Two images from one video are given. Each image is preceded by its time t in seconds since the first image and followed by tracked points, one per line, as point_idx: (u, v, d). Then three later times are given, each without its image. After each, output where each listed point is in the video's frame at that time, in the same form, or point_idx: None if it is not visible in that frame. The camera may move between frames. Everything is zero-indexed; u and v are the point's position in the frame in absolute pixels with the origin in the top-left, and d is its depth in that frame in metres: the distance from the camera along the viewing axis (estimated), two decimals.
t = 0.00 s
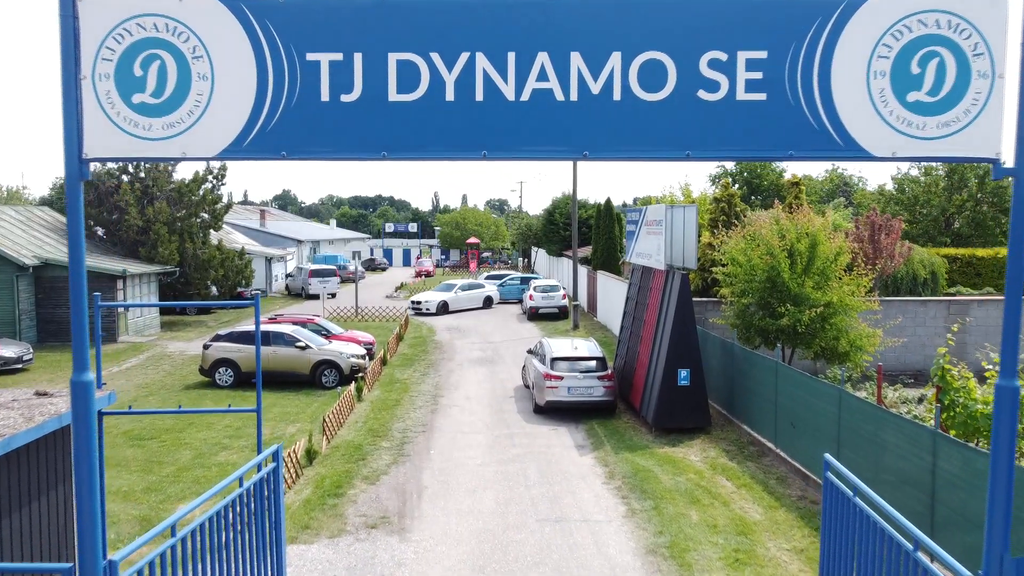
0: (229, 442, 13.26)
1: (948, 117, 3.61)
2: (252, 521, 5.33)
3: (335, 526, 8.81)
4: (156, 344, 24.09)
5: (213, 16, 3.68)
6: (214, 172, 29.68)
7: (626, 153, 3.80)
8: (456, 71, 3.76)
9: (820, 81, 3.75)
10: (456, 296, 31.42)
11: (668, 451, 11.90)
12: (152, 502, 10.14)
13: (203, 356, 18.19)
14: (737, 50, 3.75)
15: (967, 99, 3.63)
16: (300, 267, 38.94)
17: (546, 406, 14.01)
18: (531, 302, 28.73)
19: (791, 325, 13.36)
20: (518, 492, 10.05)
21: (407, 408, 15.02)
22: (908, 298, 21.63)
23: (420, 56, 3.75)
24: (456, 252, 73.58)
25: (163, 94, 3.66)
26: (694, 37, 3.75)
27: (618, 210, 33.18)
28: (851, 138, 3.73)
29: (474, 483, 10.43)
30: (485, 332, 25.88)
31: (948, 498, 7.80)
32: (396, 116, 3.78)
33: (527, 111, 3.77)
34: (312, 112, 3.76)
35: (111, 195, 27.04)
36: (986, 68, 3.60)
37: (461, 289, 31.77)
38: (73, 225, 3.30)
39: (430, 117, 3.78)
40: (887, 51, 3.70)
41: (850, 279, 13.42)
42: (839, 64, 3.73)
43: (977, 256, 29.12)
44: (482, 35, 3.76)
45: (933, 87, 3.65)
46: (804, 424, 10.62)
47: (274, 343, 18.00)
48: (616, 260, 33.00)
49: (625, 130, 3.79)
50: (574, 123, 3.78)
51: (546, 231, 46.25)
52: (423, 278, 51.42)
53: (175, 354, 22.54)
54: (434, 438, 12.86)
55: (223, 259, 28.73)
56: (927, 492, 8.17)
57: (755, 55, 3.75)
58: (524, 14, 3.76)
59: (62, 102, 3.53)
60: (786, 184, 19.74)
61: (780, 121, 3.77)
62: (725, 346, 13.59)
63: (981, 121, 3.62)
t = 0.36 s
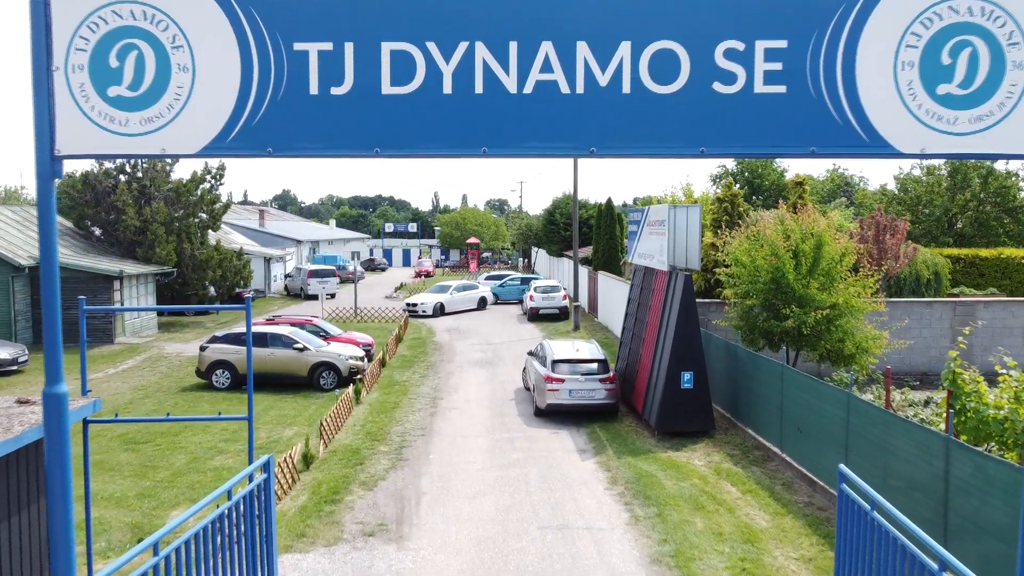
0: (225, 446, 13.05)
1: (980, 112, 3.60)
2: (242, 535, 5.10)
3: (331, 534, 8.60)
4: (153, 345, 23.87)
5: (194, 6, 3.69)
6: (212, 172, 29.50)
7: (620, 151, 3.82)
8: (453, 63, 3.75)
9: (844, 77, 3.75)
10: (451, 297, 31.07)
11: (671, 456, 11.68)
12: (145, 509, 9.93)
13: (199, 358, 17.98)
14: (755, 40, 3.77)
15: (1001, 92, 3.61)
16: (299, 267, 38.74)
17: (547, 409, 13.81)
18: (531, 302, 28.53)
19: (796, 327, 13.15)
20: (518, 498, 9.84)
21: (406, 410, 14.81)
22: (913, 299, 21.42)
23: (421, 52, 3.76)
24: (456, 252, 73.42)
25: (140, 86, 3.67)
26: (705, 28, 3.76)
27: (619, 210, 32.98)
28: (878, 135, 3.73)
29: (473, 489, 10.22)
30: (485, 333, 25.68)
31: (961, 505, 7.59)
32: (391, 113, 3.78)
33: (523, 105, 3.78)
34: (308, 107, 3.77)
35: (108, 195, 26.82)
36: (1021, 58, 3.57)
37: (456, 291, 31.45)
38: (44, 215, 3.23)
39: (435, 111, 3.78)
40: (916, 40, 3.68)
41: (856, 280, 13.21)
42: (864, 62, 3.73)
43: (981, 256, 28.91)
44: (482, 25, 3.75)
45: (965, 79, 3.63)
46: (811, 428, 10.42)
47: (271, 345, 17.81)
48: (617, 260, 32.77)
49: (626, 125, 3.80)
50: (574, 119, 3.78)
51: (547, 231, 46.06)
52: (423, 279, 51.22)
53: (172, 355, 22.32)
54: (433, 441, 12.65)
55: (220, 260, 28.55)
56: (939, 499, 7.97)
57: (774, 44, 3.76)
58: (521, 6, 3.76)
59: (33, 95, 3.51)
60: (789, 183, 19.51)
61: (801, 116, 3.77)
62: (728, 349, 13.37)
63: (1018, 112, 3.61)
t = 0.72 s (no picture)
0: (219, 450, 12.82)
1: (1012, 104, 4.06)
2: (227, 548, 4.87)
3: (326, 543, 8.39)
4: (148, 347, 23.62)
5: None
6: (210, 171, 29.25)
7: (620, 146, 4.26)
8: (446, 52, 4.19)
9: (871, 74, 4.20)
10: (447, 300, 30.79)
11: (674, 460, 11.47)
12: (136, 516, 9.70)
13: (195, 360, 17.75)
14: (772, 27, 4.20)
15: None
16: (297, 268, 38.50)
17: (547, 412, 13.59)
18: (531, 303, 28.29)
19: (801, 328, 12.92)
20: (518, 505, 9.63)
21: (404, 413, 14.59)
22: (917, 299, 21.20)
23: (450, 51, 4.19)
24: (455, 252, 73.18)
25: (108, 77, 4.08)
26: (717, 18, 4.20)
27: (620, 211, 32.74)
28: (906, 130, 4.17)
29: (473, 495, 10.01)
30: (485, 334, 25.44)
31: (974, 514, 7.35)
32: (380, 112, 4.23)
33: (522, 99, 4.22)
34: (296, 105, 4.22)
35: (104, 195, 26.54)
36: None
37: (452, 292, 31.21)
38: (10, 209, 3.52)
39: (460, 107, 4.23)
40: (948, 28, 4.09)
41: (861, 281, 12.99)
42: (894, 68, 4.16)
43: (985, 257, 28.69)
44: (480, 17, 4.18)
45: (998, 69, 4.07)
46: (817, 433, 10.21)
47: (268, 347, 17.58)
48: (617, 261, 32.50)
49: (627, 119, 4.24)
50: (568, 114, 4.23)
51: (547, 231, 45.81)
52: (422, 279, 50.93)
53: (168, 357, 22.07)
54: (432, 445, 12.43)
55: (218, 260, 28.36)
56: (950, 507, 7.76)
57: (795, 31, 4.19)
58: None
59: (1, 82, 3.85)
60: (792, 183, 19.25)
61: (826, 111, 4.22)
62: (732, 351, 13.14)
63: None
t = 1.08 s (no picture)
0: (213, 454, 12.58)
1: None
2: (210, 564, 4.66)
3: (319, 552, 8.14)
4: (144, 348, 23.38)
5: None
6: (207, 171, 29.01)
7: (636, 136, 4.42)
8: (435, 36, 4.35)
9: (902, 58, 4.31)
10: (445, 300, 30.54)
11: (677, 465, 11.22)
12: (126, 523, 9.46)
13: (190, 362, 17.52)
14: (794, 7, 4.30)
15: None
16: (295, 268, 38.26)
17: (547, 415, 13.37)
18: (531, 303, 28.03)
19: (805, 330, 12.69)
20: (517, 512, 9.39)
21: (402, 416, 14.36)
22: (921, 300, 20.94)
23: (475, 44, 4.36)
24: (455, 252, 73.04)
25: (63, 62, 4.23)
26: (736, 5, 4.33)
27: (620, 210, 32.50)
28: (938, 119, 4.32)
29: (471, 502, 9.78)
30: (484, 335, 25.19)
31: (986, 521, 7.11)
32: (361, 106, 4.41)
33: (524, 86, 4.38)
34: (276, 98, 4.40)
35: (101, 195, 26.28)
36: None
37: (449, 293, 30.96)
38: None
39: (489, 97, 4.40)
40: (985, 9, 4.19)
41: (867, 282, 12.76)
42: (923, 55, 4.28)
43: (988, 257, 28.47)
44: None
45: None
46: (822, 437, 9.97)
47: (264, 348, 17.34)
48: (618, 261, 32.24)
49: (647, 108, 4.39)
50: (580, 106, 4.39)
51: (547, 231, 45.56)
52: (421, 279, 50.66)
53: (164, 359, 21.81)
54: (430, 450, 12.20)
55: (215, 261, 28.20)
56: (960, 514, 7.52)
57: (819, 12, 4.30)
58: None
59: None
60: (795, 181, 18.96)
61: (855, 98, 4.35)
62: (736, 354, 12.90)
63: None
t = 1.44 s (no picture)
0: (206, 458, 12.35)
1: None
2: None
3: (313, 561, 7.92)
4: (140, 349, 23.16)
5: None
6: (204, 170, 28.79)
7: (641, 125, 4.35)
8: (424, 16, 4.29)
9: (937, 47, 4.24)
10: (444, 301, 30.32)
11: (680, 470, 10.99)
12: (116, 530, 9.23)
13: (185, 364, 17.30)
14: None
15: None
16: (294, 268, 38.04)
17: (547, 418, 13.14)
18: (531, 304, 27.80)
19: (810, 332, 12.46)
20: (517, 519, 9.16)
21: (399, 419, 14.12)
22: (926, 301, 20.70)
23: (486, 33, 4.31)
24: (455, 252, 72.85)
25: (20, 48, 4.21)
26: None
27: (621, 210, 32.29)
28: (979, 108, 4.25)
29: (469, 508, 9.55)
30: (484, 336, 24.97)
31: (1002, 530, 6.87)
32: (344, 96, 4.36)
33: (527, 70, 4.33)
34: (256, 88, 4.36)
35: (96, 194, 26.01)
36: None
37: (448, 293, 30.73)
38: None
39: (497, 85, 4.35)
40: None
41: (873, 283, 12.52)
42: (959, 42, 4.21)
43: (991, 257, 28.24)
44: None
45: None
46: (829, 442, 9.75)
47: (260, 350, 17.11)
48: (618, 261, 32.02)
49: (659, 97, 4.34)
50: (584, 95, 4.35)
51: (547, 231, 45.35)
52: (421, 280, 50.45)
53: (160, 360, 21.59)
54: (427, 454, 11.97)
55: (211, 261, 28.34)
56: (971, 521, 7.30)
57: None
58: None
59: None
60: (799, 180, 18.70)
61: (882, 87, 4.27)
62: (739, 356, 12.68)
63: None
